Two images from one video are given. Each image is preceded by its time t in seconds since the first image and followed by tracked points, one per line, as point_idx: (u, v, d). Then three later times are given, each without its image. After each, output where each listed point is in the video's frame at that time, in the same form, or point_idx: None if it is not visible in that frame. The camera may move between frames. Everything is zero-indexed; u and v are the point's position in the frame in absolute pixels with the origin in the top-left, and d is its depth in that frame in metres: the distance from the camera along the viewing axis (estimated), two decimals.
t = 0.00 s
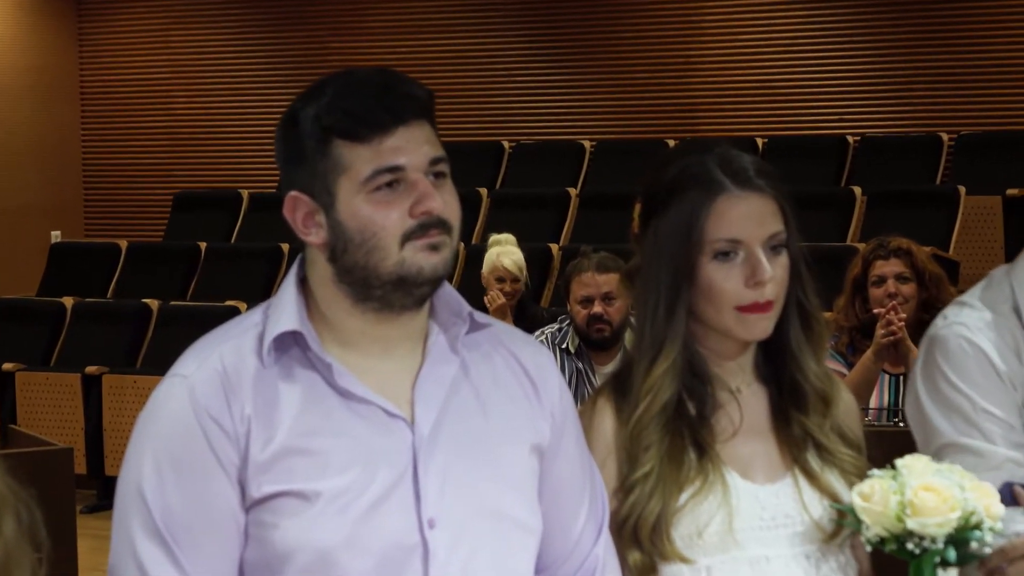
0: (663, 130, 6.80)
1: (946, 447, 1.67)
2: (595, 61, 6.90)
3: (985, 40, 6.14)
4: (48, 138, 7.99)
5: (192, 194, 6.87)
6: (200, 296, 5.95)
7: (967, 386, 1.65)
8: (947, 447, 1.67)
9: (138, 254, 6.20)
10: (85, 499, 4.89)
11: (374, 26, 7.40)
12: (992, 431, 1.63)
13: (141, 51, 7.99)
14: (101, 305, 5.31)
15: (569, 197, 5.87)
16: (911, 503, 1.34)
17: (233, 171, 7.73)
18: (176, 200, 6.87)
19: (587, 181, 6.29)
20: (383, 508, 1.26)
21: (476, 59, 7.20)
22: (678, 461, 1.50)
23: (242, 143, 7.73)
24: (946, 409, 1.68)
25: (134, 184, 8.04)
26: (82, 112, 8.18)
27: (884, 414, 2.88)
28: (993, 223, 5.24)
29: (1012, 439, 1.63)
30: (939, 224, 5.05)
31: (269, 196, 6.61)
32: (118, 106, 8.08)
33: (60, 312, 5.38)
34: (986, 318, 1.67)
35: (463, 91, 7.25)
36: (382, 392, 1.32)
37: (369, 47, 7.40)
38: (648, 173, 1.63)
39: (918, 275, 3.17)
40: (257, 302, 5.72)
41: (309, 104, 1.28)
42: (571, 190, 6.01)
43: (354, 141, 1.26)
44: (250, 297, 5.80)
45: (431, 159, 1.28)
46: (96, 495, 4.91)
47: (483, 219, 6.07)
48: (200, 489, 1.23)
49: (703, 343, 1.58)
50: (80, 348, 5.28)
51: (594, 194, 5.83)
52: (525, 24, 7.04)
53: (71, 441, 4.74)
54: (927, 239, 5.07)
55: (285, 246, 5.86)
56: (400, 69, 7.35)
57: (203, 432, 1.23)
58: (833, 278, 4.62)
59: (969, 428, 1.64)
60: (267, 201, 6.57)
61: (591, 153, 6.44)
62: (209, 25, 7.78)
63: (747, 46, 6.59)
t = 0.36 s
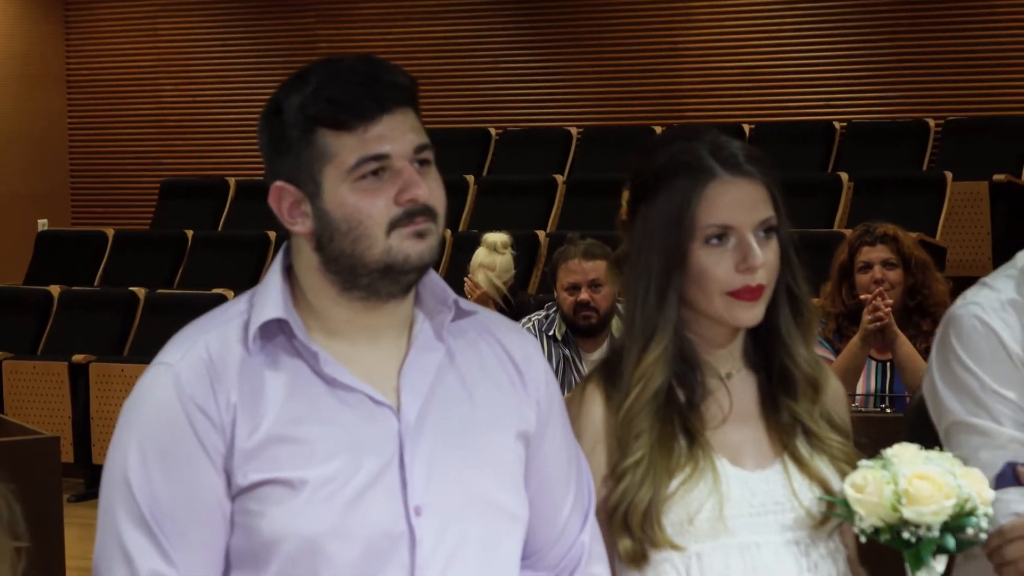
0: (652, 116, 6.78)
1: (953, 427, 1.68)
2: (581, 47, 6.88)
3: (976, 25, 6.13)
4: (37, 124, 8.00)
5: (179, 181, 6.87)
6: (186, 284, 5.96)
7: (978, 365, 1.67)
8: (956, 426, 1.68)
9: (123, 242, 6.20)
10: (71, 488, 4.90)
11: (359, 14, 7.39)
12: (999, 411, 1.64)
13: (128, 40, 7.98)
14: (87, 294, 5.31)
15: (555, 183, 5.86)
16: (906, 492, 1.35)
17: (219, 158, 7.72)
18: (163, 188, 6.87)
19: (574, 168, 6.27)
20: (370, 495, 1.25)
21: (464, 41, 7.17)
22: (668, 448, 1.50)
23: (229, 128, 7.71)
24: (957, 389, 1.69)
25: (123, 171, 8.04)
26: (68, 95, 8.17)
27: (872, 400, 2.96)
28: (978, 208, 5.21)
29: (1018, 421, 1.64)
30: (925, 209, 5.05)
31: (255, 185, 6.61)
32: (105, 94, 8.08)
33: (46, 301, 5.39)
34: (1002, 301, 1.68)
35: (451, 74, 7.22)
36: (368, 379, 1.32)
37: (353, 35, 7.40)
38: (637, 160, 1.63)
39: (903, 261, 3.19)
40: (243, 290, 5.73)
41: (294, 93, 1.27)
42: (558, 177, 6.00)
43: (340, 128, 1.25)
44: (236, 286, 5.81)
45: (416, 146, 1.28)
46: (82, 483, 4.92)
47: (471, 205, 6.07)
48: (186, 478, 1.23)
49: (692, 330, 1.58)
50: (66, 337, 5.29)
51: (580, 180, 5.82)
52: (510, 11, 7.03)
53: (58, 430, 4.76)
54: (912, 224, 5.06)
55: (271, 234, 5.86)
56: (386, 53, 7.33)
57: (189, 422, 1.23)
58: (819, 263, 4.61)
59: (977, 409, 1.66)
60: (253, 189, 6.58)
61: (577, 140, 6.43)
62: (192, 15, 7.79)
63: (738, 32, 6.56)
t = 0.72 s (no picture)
0: (639, 108, 6.77)
1: (954, 415, 1.70)
2: (566, 38, 6.87)
3: (963, 16, 6.12)
4: (18, 114, 7.97)
5: (164, 174, 6.87)
6: (170, 278, 5.96)
7: (980, 356, 1.66)
8: (956, 416, 1.69)
9: (107, 235, 6.19)
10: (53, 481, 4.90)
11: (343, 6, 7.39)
12: (996, 405, 1.64)
13: (113, 32, 7.96)
14: (71, 288, 5.31)
15: (539, 175, 5.87)
16: (889, 484, 1.34)
17: (201, 151, 7.72)
18: (148, 181, 6.86)
19: (557, 159, 6.27)
20: (350, 489, 1.25)
21: (448, 31, 7.15)
22: (653, 441, 1.50)
23: (214, 120, 7.70)
24: (959, 378, 1.69)
25: (109, 164, 8.02)
26: (51, 87, 8.15)
27: (855, 392, 2.99)
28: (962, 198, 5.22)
29: (1016, 416, 1.63)
30: (911, 202, 5.07)
31: (238, 177, 6.61)
32: (91, 87, 8.07)
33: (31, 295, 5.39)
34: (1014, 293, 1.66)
35: (433, 66, 7.21)
36: (349, 372, 1.32)
37: (337, 28, 7.40)
38: (622, 153, 1.63)
39: (891, 251, 3.19)
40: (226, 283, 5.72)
41: (274, 88, 1.27)
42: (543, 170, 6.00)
43: (321, 123, 1.25)
44: (220, 279, 5.81)
45: (397, 141, 1.28)
46: (67, 477, 4.93)
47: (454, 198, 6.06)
48: (166, 471, 1.23)
49: (677, 322, 1.58)
50: (49, 330, 5.29)
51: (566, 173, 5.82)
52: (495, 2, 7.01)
53: (42, 424, 4.76)
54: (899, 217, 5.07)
55: (255, 227, 5.86)
56: (367, 45, 7.34)
57: (169, 416, 1.23)
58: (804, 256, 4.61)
59: (977, 400, 1.66)
60: (237, 181, 6.57)
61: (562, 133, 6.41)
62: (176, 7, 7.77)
63: (726, 23, 6.55)
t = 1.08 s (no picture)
0: (632, 105, 6.78)
1: (935, 405, 1.70)
2: (560, 36, 6.88)
3: (954, 14, 6.14)
4: (14, 110, 7.95)
5: (157, 171, 6.86)
6: (164, 274, 5.96)
7: (964, 348, 1.66)
8: (937, 406, 1.70)
9: (101, 233, 6.18)
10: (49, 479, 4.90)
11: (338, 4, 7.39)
12: (979, 399, 1.64)
13: (107, 30, 7.95)
14: (65, 285, 5.30)
15: (534, 172, 5.87)
16: (881, 482, 1.35)
17: (198, 149, 7.70)
18: (142, 179, 6.85)
19: (552, 157, 6.27)
20: (349, 486, 1.26)
21: (442, 29, 7.15)
22: (648, 438, 1.50)
23: (208, 118, 7.69)
24: (942, 368, 1.69)
25: (103, 161, 8.01)
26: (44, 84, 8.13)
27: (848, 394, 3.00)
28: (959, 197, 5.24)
29: (998, 410, 1.64)
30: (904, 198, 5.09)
31: (234, 174, 6.60)
32: (84, 85, 8.05)
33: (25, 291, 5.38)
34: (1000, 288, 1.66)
35: (427, 63, 7.21)
36: (348, 370, 1.32)
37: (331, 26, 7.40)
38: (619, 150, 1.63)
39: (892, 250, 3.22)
40: (220, 279, 5.72)
41: (272, 85, 1.27)
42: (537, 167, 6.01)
43: (320, 121, 1.25)
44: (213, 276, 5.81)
45: (395, 139, 1.28)
46: (62, 474, 4.92)
47: (449, 194, 6.05)
48: (165, 468, 1.23)
49: (674, 320, 1.58)
50: (44, 327, 5.28)
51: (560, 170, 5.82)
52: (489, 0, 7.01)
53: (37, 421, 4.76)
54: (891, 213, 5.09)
55: (248, 223, 5.86)
56: (365, 44, 7.33)
57: (168, 413, 1.23)
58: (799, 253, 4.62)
59: (960, 393, 1.66)
60: (231, 179, 6.56)
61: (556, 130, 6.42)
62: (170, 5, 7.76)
63: (719, 21, 6.56)
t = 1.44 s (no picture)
0: (628, 103, 6.77)
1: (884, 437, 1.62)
2: (553, 34, 6.87)
3: (952, 10, 6.11)
4: (8, 107, 7.98)
5: (154, 168, 6.87)
6: (159, 272, 5.97)
7: (912, 375, 1.59)
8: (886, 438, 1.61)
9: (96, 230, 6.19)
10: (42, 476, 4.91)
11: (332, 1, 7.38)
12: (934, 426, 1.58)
13: (103, 29, 7.96)
14: (61, 283, 5.32)
15: (529, 170, 5.88)
16: (873, 477, 1.35)
17: (193, 147, 7.70)
18: (138, 177, 6.86)
19: (547, 154, 6.27)
20: (341, 484, 1.26)
21: (437, 26, 7.14)
22: (640, 436, 1.50)
23: (203, 116, 7.69)
24: (888, 396, 1.61)
25: (99, 159, 8.01)
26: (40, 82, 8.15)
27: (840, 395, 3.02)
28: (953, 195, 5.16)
29: (951, 434, 1.59)
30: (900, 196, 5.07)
31: (228, 172, 6.61)
32: (81, 83, 8.07)
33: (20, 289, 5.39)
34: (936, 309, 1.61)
35: (422, 61, 7.20)
36: (340, 368, 1.32)
37: (324, 23, 7.40)
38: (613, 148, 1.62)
39: (889, 250, 3.23)
40: (215, 277, 5.73)
41: (264, 83, 1.27)
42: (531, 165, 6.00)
43: (309, 120, 1.25)
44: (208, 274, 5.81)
45: (387, 137, 1.28)
46: (56, 472, 4.93)
47: (444, 192, 6.05)
48: (156, 465, 1.23)
49: (666, 318, 1.58)
50: (39, 324, 5.29)
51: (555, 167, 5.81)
52: None
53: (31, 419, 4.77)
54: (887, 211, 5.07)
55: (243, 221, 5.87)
56: (357, 41, 7.32)
57: (160, 411, 1.23)
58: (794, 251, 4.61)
59: (911, 422, 1.59)
60: (226, 177, 6.57)
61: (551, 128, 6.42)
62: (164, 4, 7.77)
63: (716, 18, 6.54)
